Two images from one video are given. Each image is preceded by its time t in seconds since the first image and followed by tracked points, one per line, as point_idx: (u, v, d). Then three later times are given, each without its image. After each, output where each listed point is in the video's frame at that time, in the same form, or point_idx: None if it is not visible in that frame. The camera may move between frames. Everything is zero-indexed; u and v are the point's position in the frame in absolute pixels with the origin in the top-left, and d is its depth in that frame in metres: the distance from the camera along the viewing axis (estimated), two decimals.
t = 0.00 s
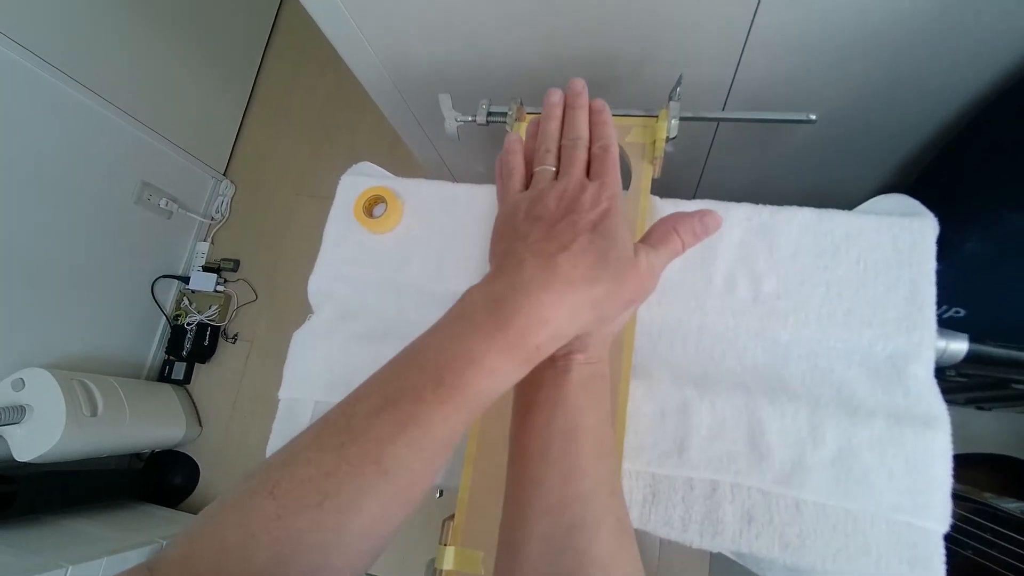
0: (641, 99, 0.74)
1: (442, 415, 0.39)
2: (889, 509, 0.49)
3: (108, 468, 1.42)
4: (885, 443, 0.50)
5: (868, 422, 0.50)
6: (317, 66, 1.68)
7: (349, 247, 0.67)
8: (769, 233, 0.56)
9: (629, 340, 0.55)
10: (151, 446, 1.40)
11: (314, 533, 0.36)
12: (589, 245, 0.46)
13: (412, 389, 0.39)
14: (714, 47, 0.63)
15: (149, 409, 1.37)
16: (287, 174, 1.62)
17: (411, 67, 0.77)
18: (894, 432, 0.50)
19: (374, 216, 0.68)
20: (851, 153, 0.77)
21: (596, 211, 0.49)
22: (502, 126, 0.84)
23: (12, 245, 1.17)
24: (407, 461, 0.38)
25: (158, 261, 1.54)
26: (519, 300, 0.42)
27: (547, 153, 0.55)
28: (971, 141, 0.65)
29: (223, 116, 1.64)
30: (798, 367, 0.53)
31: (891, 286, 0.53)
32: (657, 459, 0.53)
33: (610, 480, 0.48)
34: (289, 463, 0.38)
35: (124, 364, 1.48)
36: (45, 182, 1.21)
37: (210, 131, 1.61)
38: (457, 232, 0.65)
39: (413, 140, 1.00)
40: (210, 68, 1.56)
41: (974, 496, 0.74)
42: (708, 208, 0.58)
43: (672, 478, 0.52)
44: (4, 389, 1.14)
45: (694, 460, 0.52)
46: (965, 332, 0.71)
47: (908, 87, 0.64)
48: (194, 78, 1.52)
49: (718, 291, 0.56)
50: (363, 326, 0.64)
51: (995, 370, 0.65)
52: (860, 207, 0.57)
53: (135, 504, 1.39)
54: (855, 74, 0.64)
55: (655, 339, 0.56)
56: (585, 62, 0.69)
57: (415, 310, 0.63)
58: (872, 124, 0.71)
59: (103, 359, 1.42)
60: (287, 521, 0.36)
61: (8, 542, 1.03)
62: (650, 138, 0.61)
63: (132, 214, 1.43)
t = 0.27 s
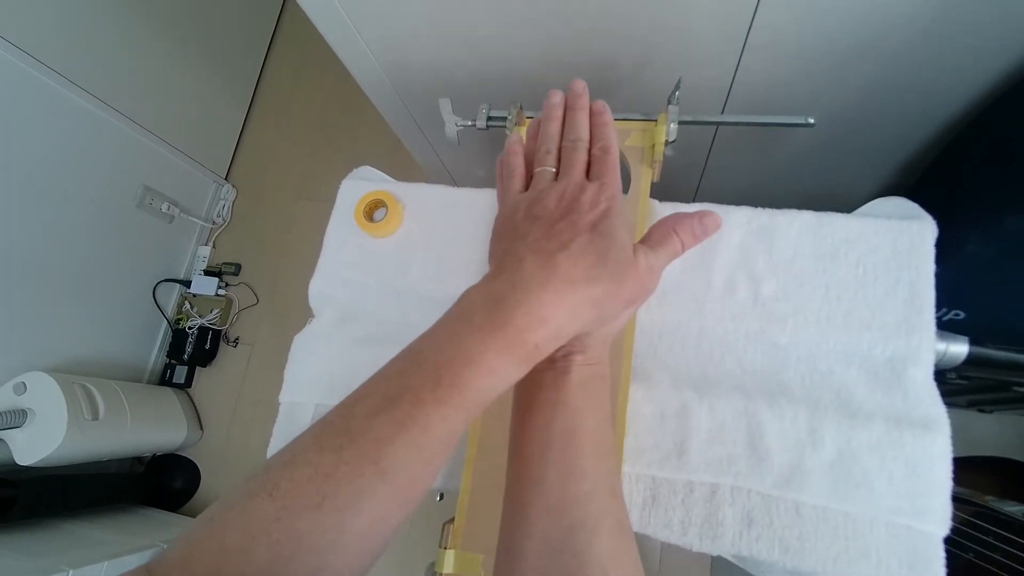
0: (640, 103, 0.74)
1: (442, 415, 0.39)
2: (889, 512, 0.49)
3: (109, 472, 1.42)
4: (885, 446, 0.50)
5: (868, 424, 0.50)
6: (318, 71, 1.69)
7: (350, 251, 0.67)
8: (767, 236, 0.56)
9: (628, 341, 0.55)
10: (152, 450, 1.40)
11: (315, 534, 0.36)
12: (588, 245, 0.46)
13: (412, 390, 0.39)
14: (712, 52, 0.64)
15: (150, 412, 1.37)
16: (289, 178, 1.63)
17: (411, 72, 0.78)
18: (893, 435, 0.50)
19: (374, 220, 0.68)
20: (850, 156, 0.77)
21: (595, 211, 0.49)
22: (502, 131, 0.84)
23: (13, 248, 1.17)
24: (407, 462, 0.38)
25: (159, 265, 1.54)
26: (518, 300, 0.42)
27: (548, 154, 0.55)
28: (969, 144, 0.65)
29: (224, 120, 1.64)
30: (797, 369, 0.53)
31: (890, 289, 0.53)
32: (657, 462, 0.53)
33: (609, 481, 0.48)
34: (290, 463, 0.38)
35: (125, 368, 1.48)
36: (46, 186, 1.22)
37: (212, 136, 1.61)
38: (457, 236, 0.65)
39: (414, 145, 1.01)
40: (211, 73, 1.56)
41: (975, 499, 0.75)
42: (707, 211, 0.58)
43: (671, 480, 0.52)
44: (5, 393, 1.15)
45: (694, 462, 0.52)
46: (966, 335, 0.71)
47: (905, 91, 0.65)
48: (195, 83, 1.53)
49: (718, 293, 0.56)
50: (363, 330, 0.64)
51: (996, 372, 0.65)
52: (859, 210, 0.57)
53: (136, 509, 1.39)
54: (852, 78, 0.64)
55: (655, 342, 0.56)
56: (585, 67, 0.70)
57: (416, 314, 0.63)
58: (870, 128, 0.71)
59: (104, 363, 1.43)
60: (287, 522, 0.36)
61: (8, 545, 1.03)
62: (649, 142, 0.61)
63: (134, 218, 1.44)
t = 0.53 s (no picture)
0: (638, 105, 0.74)
1: (441, 416, 0.39)
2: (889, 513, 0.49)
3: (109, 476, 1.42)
4: (885, 447, 0.50)
5: (868, 424, 0.50)
6: (318, 74, 1.69)
7: (349, 254, 0.67)
8: (766, 237, 0.56)
9: (628, 343, 0.55)
10: (152, 454, 1.40)
11: (315, 536, 0.36)
12: (586, 246, 0.46)
13: (412, 391, 0.39)
14: (710, 53, 0.64)
15: (150, 416, 1.37)
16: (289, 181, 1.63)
17: (410, 74, 0.78)
18: (894, 435, 0.50)
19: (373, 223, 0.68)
20: (848, 157, 0.77)
21: (594, 212, 0.49)
22: (500, 133, 0.84)
23: (13, 252, 1.17)
24: (407, 464, 0.38)
25: (159, 269, 1.54)
26: (517, 302, 0.42)
27: (547, 156, 0.55)
28: (967, 145, 0.65)
29: (224, 124, 1.65)
30: (796, 369, 0.53)
31: (889, 289, 0.53)
32: (657, 463, 0.53)
33: (609, 482, 0.48)
34: (290, 466, 0.38)
35: (125, 372, 1.48)
36: (45, 190, 1.22)
37: (212, 139, 1.62)
38: (456, 238, 0.65)
39: (413, 147, 1.01)
40: (210, 77, 1.57)
41: (975, 499, 0.74)
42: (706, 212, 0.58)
43: (671, 482, 0.52)
44: (5, 397, 1.15)
45: (694, 464, 0.52)
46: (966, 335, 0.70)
47: (902, 91, 0.65)
48: (195, 86, 1.53)
49: (717, 295, 0.56)
50: (363, 333, 0.64)
51: (996, 372, 0.65)
52: (858, 210, 0.57)
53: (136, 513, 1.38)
54: (850, 78, 0.64)
55: (654, 343, 0.56)
56: (583, 69, 0.70)
57: (415, 316, 0.63)
58: (868, 128, 0.71)
59: (104, 367, 1.43)
60: (287, 524, 0.36)
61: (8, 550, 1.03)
62: (648, 143, 0.61)
63: (134, 222, 1.44)
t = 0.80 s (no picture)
0: (638, 106, 0.74)
1: (439, 423, 0.39)
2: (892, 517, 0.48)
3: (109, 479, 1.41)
4: (887, 451, 0.49)
5: (871, 429, 0.50)
6: (317, 77, 1.69)
7: (348, 256, 0.67)
8: (765, 241, 0.56)
9: (627, 349, 0.55)
10: (152, 457, 1.39)
11: (314, 544, 0.36)
12: (582, 254, 0.46)
13: (410, 397, 0.39)
14: (709, 54, 0.64)
15: (150, 419, 1.37)
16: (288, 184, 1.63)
17: (409, 76, 0.77)
18: (896, 439, 0.49)
19: (372, 226, 0.68)
20: (850, 157, 0.77)
21: (588, 223, 0.49)
22: (500, 134, 0.84)
23: (12, 255, 1.17)
24: (406, 471, 0.38)
25: (159, 271, 1.54)
26: (514, 307, 0.42)
27: (541, 168, 0.55)
28: (968, 146, 0.64)
29: (224, 126, 1.64)
30: (798, 373, 0.53)
31: (890, 292, 0.53)
32: (658, 468, 0.52)
33: (610, 488, 0.47)
34: (288, 474, 0.38)
35: (125, 375, 1.48)
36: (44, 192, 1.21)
37: (212, 141, 1.62)
38: (456, 242, 0.65)
39: (413, 149, 1.00)
40: (210, 79, 1.57)
41: (979, 503, 0.74)
42: (705, 216, 0.58)
43: (672, 487, 0.52)
44: (5, 400, 1.14)
45: (696, 469, 0.51)
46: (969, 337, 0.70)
47: (902, 93, 0.65)
48: (195, 88, 1.53)
49: (717, 298, 0.56)
50: (362, 336, 0.63)
51: (999, 374, 0.64)
52: (858, 213, 0.57)
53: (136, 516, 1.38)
54: (851, 79, 0.64)
55: (654, 347, 0.56)
56: (583, 71, 0.69)
57: (414, 319, 0.63)
58: (869, 129, 0.71)
59: (104, 370, 1.42)
60: (285, 532, 0.36)
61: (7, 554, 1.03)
62: (647, 145, 0.61)
63: (133, 224, 1.43)
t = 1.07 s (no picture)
0: (638, 106, 0.74)
1: (439, 424, 0.38)
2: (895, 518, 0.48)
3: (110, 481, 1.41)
4: (889, 452, 0.49)
5: (872, 429, 0.50)
6: (317, 77, 1.69)
7: (347, 258, 0.67)
8: (766, 241, 0.56)
9: (627, 350, 0.55)
10: (152, 459, 1.39)
11: (314, 546, 0.35)
12: (582, 254, 0.46)
13: (410, 399, 0.39)
14: (709, 54, 0.63)
15: (151, 421, 1.37)
16: (287, 185, 1.62)
17: (408, 77, 0.77)
18: (898, 440, 0.49)
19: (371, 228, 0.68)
20: (851, 157, 0.77)
21: (586, 223, 0.48)
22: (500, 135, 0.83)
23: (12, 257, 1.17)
24: (406, 473, 0.38)
25: (159, 273, 1.54)
26: (514, 308, 0.42)
27: (540, 168, 0.54)
28: (970, 144, 0.64)
29: (224, 127, 1.64)
30: (799, 374, 0.53)
31: (892, 292, 0.53)
32: (659, 470, 0.52)
33: (612, 489, 0.47)
34: (288, 476, 0.37)
35: (125, 377, 1.48)
36: (43, 194, 1.21)
37: (211, 142, 1.62)
38: (455, 244, 0.65)
39: (412, 150, 1.00)
40: (210, 80, 1.57)
41: (981, 502, 0.73)
42: (706, 216, 0.58)
43: (674, 488, 0.52)
44: (5, 403, 1.14)
45: (698, 470, 0.51)
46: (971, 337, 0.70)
47: (904, 92, 0.64)
48: (194, 89, 1.53)
49: (717, 298, 0.56)
50: (361, 338, 0.63)
51: (1001, 373, 0.64)
52: (859, 213, 0.57)
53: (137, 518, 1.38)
54: (851, 79, 0.64)
55: (655, 348, 0.56)
56: (582, 71, 0.69)
57: (414, 321, 0.63)
58: (869, 129, 0.71)
59: (104, 372, 1.42)
60: (285, 532, 0.35)
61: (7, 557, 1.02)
62: (647, 145, 0.61)
63: (133, 226, 1.43)
